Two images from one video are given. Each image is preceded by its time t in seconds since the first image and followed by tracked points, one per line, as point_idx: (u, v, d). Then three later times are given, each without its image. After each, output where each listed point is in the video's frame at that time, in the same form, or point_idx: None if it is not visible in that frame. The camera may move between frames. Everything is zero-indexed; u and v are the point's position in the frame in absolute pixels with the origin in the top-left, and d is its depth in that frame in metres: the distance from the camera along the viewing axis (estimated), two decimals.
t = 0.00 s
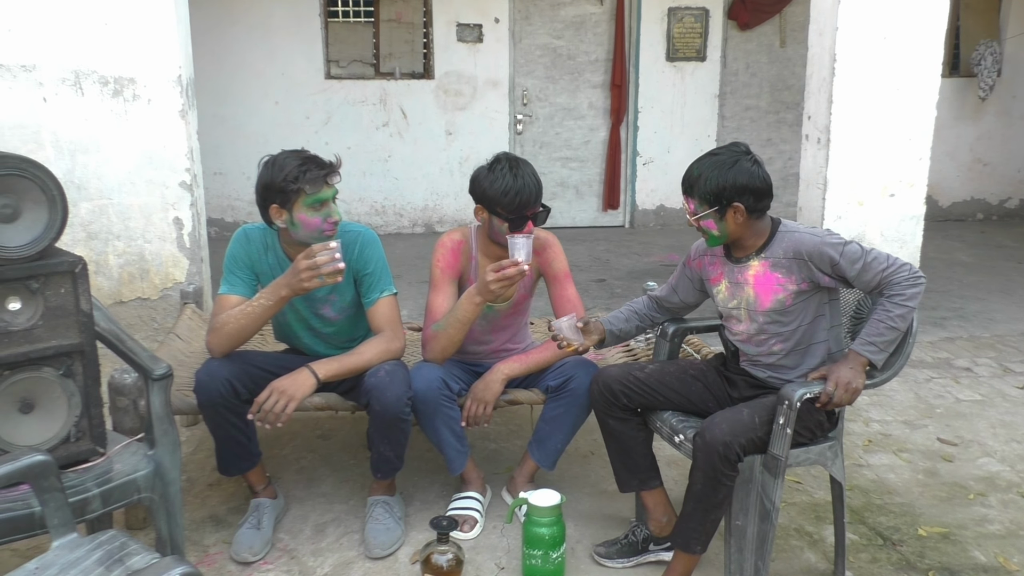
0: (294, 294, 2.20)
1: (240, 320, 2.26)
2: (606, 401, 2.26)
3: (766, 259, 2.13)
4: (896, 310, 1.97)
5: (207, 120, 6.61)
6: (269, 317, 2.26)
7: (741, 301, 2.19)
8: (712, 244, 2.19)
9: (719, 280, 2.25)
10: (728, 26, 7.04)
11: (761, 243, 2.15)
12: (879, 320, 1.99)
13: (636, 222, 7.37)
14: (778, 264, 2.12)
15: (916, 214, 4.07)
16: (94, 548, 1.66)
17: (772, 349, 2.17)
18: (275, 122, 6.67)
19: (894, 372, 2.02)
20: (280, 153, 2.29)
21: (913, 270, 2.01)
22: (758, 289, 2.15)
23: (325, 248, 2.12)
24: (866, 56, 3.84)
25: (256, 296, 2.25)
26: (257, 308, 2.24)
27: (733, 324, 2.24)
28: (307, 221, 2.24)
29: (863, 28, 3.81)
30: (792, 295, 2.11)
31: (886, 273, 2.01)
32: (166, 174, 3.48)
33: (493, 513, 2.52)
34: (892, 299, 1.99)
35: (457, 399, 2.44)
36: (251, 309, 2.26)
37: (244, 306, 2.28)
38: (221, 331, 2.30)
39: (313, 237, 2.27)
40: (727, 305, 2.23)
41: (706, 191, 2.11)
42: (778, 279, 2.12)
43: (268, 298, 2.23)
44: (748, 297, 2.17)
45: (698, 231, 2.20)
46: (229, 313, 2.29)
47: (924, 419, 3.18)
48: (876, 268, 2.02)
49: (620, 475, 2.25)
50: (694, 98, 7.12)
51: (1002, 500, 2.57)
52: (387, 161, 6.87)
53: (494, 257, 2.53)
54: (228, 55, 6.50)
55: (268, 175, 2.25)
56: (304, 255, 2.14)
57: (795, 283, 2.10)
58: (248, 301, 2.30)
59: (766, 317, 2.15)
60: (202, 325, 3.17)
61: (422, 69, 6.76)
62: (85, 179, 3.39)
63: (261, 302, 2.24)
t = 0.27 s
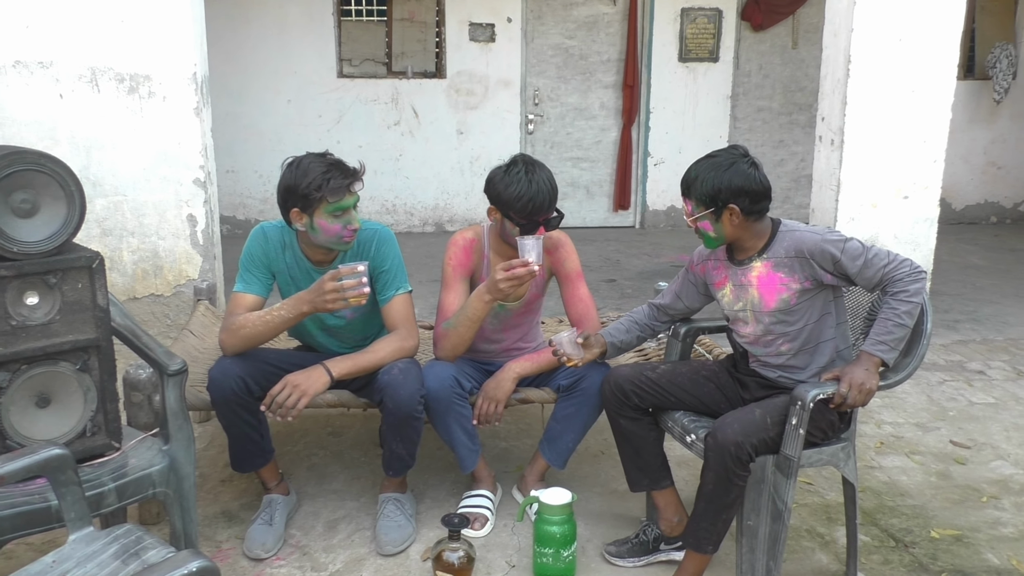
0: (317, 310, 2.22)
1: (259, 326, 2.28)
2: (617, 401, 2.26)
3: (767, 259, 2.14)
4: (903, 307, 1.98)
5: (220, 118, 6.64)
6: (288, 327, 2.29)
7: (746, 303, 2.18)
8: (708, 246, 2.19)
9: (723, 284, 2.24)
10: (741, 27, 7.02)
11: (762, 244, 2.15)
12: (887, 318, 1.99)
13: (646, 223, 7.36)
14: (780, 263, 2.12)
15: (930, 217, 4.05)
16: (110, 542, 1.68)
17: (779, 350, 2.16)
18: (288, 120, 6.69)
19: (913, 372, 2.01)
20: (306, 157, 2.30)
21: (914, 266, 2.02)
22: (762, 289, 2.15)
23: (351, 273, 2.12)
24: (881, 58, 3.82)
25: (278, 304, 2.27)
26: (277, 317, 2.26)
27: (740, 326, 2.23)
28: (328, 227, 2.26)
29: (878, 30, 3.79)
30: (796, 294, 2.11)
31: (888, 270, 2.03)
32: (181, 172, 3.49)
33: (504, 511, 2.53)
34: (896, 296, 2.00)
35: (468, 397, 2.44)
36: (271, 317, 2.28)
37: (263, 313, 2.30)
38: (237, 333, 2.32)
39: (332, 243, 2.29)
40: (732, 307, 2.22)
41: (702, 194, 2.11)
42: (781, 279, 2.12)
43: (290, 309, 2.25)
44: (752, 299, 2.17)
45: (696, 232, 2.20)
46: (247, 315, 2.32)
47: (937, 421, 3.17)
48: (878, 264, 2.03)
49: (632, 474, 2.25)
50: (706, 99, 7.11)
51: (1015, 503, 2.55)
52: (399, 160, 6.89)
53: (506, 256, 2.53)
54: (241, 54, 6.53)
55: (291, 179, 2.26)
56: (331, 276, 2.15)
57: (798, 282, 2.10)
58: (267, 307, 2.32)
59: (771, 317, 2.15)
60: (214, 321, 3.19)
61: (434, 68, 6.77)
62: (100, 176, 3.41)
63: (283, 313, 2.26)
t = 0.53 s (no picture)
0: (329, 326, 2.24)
1: (271, 333, 2.30)
2: (626, 401, 2.27)
3: (773, 260, 2.14)
4: (910, 308, 1.98)
5: (230, 115, 6.67)
6: (300, 336, 2.31)
7: (752, 304, 2.19)
8: (714, 243, 2.20)
9: (729, 285, 2.24)
10: (751, 29, 7.01)
11: (768, 245, 2.15)
12: (894, 319, 1.98)
13: (654, 224, 7.36)
14: (786, 264, 2.13)
15: (939, 220, 4.04)
16: (122, 535, 1.69)
17: (786, 351, 2.17)
18: (297, 119, 6.71)
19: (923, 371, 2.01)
20: (335, 159, 2.30)
21: (920, 267, 2.02)
22: (768, 290, 2.15)
23: (369, 293, 2.14)
24: (892, 61, 3.82)
25: (292, 314, 2.29)
26: (290, 326, 2.28)
27: (745, 328, 2.23)
28: (335, 235, 2.27)
29: (889, 33, 3.79)
30: (802, 295, 2.12)
31: (893, 271, 2.02)
32: (192, 169, 3.51)
33: (511, 510, 2.53)
34: (902, 297, 1.99)
35: (477, 396, 2.45)
36: (284, 326, 2.29)
37: (276, 319, 2.32)
38: (248, 335, 2.33)
39: (338, 249, 2.30)
40: (738, 308, 2.23)
41: (710, 189, 2.12)
42: (787, 280, 2.12)
43: (304, 321, 2.27)
44: (758, 300, 2.17)
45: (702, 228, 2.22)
46: (261, 320, 2.33)
47: (944, 425, 3.16)
48: (883, 265, 2.03)
49: (639, 474, 2.26)
50: (715, 101, 7.10)
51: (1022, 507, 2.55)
52: (407, 159, 6.91)
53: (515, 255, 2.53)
54: (251, 52, 6.55)
55: (314, 178, 2.28)
56: (348, 296, 2.16)
57: (803, 283, 2.11)
58: (280, 313, 2.33)
59: (777, 319, 2.15)
60: (224, 318, 3.20)
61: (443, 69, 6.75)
62: (112, 172, 3.43)
63: (296, 323, 2.28)
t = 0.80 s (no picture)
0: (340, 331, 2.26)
1: (280, 333, 2.31)
2: (633, 400, 2.28)
3: (789, 259, 2.14)
4: (923, 313, 1.98)
5: (240, 113, 6.69)
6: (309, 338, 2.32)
7: (764, 302, 2.19)
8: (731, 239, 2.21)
9: (744, 282, 2.25)
10: (760, 30, 7.00)
11: (784, 243, 2.16)
12: (906, 323, 1.98)
13: (661, 224, 7.35)
14: (802, 264, 2.12)
15: (948, 222, 4.03)
16: (131, 529, 1.71)
17: (797, 351, 2.17)
18: (305, 117, 6.73)
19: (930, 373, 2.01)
20: (355, 158, 2.30)
21: (935, 273, 2.02)
22: (782, 289, 2.15)
23: (381, 298, 2.17)
24: (901, 63, 3.81)
25: (303, 317, 2.31)
26: (300, 328, 2.30)
27: (756, 325, 2.23)
28: (341, 232, 2.29)
29: (899, 34, 3.78)
30: (815, 295, 2.12)
31: (909, 276, 2.03)
32: (201, 166, 3.53)
33: (517, 508, 2.54)
34: (916, 302, 1.99)
35: (484, 394, 2.46)
36: (294, 327, 2.31)
37: (286, 320, 2.33)
38: (256, 334, 2.34)
39: (342, 245, 2.32)
40: (751, 306, 2.23)
41: (729, 184, 2.12)
42: (802, 279, 2.13)
43: (316, 324, 2.29)
44: (771, 298, 2.18)
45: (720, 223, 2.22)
46: (271, 319, 2.34)
47: (952, 428, 3.15)
48: (899, 270, 2.03)
49: (645, 474, 2.27)
50: (723, 101, 7.09)
51: None
52: (415, 158, 6.92)
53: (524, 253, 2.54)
54: (260, 50, 6.57)
55: (330, 174, 2.28)
56: (360, 302, 2.19)
57: (819, 283, 2.11)
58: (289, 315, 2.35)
59: (789, 318, 2.15)
60: (232, 314, 3.22)
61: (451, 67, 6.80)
62: (122, 169, 3.45)
63: (307, 325, 2.30)
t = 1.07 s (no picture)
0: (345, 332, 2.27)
1: (286, 332, 2.32)
2: (638, 399, 2.28)
3: (809, 258, 2.14)
4: (937, 320, 1.97)
5: (247, 111, 6.70)
6: (315, 337, 2.33)
7: (780, 299, 2.19)
8: (752, 233, 2.21)
9: (761, 277, 2.26)
10: (768, 30, 6.99)
11: (806, 242, 2.16)
12: (919, 328, 1.97)
13: (667, 224, 7.34)
14: (821, 263, 2.12)
15: (955, 224, 4.02)
16: (138, 523, 1.72)
17: (809, 350, 2.17)
18: (312, 114, 6.74)
19: (929, 380, 2.01)
20: (364, 157, 2.30)
21: (955, 284, 2.01)
22: (799, 287, 2.15)
23: (387, 299, 2.18)
24: (910, 64, 3.80)
25: (309, 316, 2.32)
26: (306, 328, 2.31)
27: (769, 322, 2.23)
28: (347, 230, 2.30)
29: (908, 35, 3.77)
30: (833, 296, 2.11)
31: (928, 283, 2.01)
32: (208, 163, 3.54)
33: (521, 506, 2.54)
34: (931, 308, 1.98)
35: (489, 392, 2.46)
36: (299, 326, 2.32)
37: (291, 319, 2.34)
38: (261, 332, 2.35)
39: (348, 242, 2.33)
40: (766, 302, 2.24)
41: (756, 177, 2.12)
42: (821, 279, 2.12)
43: (321, 323, 2.30)
44: (788, 295, 2.18)
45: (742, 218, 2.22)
46: (278, 317, 2.34)
47: (957, 429, 3.15)
48: (919, 277, 2.02)
49: (650, 473, 2.27)
50: (730, 102, 7.08)
51: None
52: (421, 157, 6.93)
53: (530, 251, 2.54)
54: (268, 48, 6.59)
55: (338, 170, 2.29)
56: (367, 303, 2.20)
57: (838, 283, 2.10)
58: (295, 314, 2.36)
59: (804, 316, 2.15)
60: (238, 311, 3.23)
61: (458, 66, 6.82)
62: (129, 165, 3.46)
63: (312, 325, 2.31)
